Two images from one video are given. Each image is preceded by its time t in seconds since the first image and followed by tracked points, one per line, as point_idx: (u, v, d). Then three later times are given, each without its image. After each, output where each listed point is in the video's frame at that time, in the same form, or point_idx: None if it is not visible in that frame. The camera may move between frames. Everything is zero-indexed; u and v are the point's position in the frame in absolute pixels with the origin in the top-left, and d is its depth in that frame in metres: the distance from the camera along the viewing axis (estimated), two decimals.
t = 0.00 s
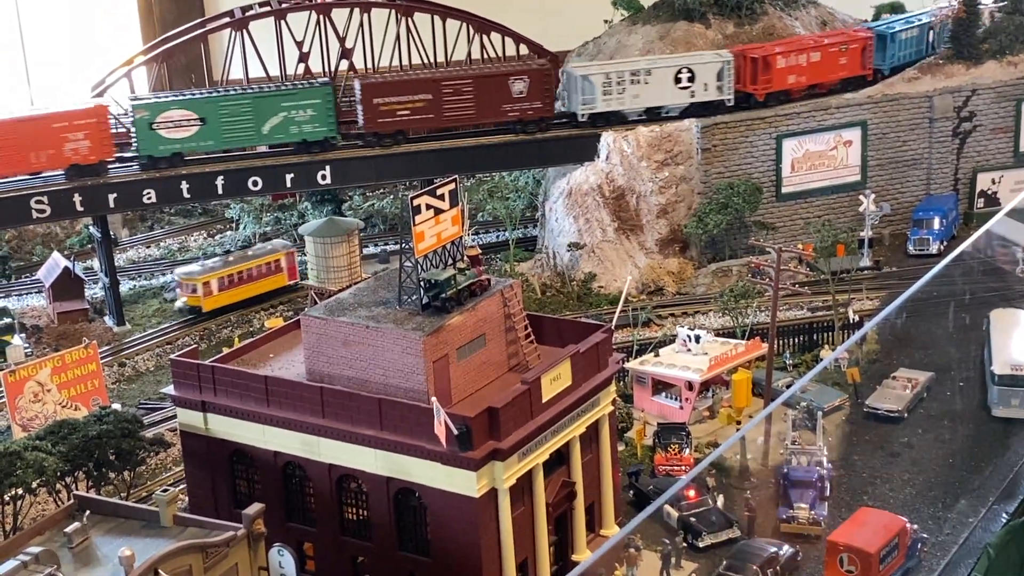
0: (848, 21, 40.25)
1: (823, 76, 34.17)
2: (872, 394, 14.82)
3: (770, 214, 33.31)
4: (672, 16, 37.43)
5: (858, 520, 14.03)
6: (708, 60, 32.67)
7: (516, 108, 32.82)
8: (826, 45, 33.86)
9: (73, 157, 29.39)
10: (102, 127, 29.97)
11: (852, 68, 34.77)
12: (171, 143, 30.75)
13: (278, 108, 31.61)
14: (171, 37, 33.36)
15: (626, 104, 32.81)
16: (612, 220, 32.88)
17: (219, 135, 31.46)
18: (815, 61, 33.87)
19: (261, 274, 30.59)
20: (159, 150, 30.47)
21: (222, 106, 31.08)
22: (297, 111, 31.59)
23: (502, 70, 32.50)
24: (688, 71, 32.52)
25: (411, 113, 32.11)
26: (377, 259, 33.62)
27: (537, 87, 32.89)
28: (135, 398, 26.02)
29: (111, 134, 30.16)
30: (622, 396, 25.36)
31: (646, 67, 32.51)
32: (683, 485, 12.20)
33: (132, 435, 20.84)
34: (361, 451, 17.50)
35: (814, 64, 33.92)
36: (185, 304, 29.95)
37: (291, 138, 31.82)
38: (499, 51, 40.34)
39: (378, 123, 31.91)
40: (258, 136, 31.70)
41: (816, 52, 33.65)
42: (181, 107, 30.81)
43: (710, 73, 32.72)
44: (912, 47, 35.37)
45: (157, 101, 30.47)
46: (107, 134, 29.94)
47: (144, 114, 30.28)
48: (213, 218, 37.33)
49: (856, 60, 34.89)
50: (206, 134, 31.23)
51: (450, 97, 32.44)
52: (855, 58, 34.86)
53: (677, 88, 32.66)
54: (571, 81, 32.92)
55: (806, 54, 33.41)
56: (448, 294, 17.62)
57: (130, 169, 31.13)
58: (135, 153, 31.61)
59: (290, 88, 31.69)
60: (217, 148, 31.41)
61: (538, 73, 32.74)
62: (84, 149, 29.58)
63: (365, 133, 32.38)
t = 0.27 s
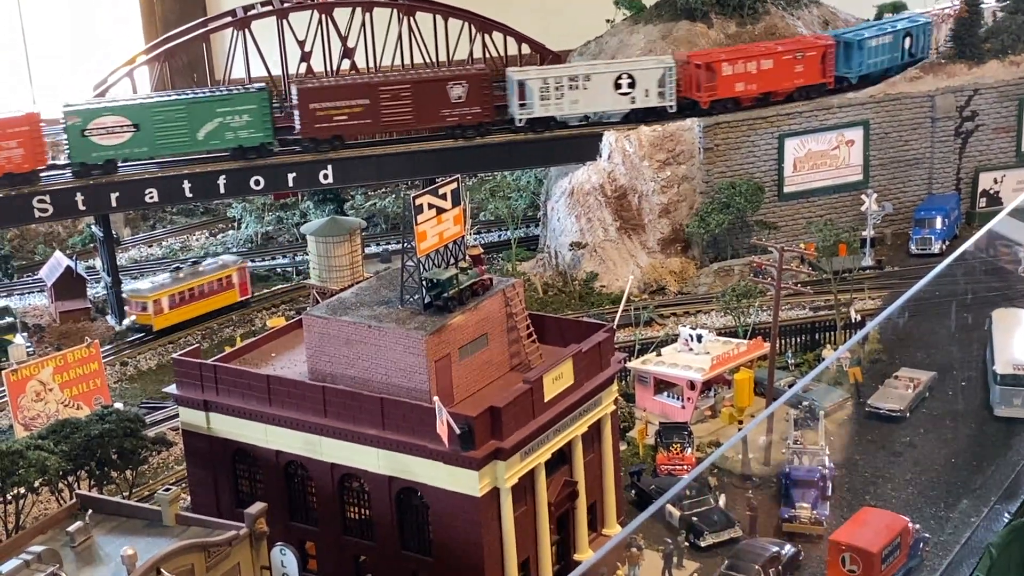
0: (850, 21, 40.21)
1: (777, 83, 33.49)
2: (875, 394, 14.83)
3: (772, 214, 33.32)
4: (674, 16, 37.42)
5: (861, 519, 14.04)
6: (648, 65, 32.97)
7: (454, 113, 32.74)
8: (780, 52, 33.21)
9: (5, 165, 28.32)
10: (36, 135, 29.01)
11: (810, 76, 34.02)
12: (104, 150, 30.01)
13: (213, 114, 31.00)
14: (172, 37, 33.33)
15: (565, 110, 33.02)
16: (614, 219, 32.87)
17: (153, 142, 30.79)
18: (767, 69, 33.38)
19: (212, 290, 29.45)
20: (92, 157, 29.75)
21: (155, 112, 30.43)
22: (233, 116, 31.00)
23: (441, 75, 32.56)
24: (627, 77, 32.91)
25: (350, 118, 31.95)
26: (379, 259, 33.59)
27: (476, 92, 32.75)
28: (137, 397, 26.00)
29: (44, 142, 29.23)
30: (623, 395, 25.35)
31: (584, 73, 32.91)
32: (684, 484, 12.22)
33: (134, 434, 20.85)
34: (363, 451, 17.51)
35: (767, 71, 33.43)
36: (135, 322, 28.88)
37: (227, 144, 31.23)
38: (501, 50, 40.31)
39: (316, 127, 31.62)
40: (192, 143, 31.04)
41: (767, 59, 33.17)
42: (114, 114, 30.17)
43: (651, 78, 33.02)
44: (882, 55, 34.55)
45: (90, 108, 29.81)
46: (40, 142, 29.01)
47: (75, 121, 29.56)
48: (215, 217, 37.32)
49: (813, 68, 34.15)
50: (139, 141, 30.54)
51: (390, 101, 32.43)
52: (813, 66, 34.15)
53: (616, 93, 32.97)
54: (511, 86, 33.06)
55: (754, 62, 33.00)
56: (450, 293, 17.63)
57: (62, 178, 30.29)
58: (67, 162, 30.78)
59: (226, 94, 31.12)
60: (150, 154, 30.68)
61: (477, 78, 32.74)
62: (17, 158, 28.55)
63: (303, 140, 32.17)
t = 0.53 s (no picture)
0: (852, 20, 40.22)
1: (720, 91, 33.27)
2: (877, 393, 14.79)
3: (774, 214, 33.33)
4: (676, 15, 37.43)
5: (864, 518, 13.96)
6: (587, 70, 33.16)
7: (392, 118, 32.78)
8: (726, 60, 32.84)
9: None
10: None
11: (759, 84, 33.54)
12: (35, 158, 29.77)
13: (146, 121, 30.83)
14: (175, 36, 33.33)
15: (502, 115, 33.06)
16: (616, 219, 32.74)
17: (84, 150, 30.62)
18: (710, 76, 33.11)
19: (158, 309, 28.44)
20: (22, 165, 29.49)
21: (85, 119, 30.25)
22: (165, 123, 30.76)
23: (377, 80, 32.65)
24: (564, 82, 33.08)
25: (285, 123, 31.90)
26: (381, 258, 33.58)
27: (413, 97, 32.88)
28: (140, 396, 26.00)
29: None
30: (626, 395, 25.45)
31: (521, 78, 32.98)
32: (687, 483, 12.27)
33: (138, 433, 20.86)
34: (366, 450, 17.52)
35: (710, 78, 33.18)
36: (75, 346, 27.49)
37: (160, 151, 31.03)
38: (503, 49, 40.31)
39: (251, 134, 31.67)
40: (126, 150, 30.87)
41: (711, 66, 32.89)
42: (44, 122, 29.94)
43: (588, 83, 33.24)
44: (844, 63, 33.77)
45: (19, 116, 29.54)
46: None
47: (4, 129, 29.27)
48: (217, 217, 37.33)
49: (761, 76, 33.64)
50: (70, 148, 30.36)
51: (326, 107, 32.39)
52: (762, 73, 33.68)
53: (554, 98, 33.09)
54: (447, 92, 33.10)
55: (696, 69, 32.79)
56: (453, 292, 17.62)
57: None
58: None
59: (159, 101, 30.95)
60: (82, 162, 30.53)
61: (414, 83, 32.81)
62: None
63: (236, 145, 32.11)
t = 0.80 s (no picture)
0: (855, 19, 40.18)
1: (660, 97, 32.90)
2: (880, 392, 14.99)
3: (776, 212, 33.31)
4: (679, 13, 37.42)
5: (867, 517, 13.95)
6: (525, 74, 32.62)
7: (327, 122, 31.86)
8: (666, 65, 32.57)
9: None
10: None
11: (703, 90, 33.02)
12: None
13: (77, 125, 29.71)
14: (178, 34, 33.33)
15: (439, 119, 32.66)
16: (620, 218, 32.80)
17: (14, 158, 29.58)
18: (649, 81, 32.90)
19: (102, 329, 27.23)
20: None
21: (13, 124, 29.23)
22: (97, 127, 29.65)
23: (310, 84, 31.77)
24: (502, 85, 32.58)
25: (217, 129, 31.07)
26: (383, 256, 33.55)
27: (349, 101, 32.02)
28: (143, 394, 25.98)
29: None
30: (629, 393, 25.39)
31: (458, 82, 32.54)
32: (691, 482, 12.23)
33: (141, 431, 20.89)
34: (369, 448, 17.53)
35: (649, 83, 32.96)
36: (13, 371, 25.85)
37: (91, 157, 29.85)
38: (505, 47, 40.28)
39: (183, 139, 30.74)
40: (56, 156, 29.78)
41: (649, 71, 32.62)
42: None
43: (526, 87, 32.70)
44: (797, 71, 33.13)
45: None
46: None
47: None
48: (220, 215, 37.32)
49: (705, 82, 32.99)
50: None
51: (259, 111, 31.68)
52: (706, 79, 33.08)
53: (491, 102, 32.56)
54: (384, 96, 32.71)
55: (634, 74, 32.58)
56: (456, 291, 17.63)
57: None
58: None
59: (91, 105, 29.88)
60: (12, 170, 29.49)
61: (350, 87, 32.07)
62: None
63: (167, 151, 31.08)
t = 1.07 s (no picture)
0: (856, 18, 40.15)
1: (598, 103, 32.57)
2: (881, 391, 15.09)
3: (778, 212, 33.30)
4: (680, 13, 37.41)
5: (868, 516, 13.92)
6: (457, 79, 31.85)
7: (257, 129, 31.62)
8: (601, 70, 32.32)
9: None
10: None
11: (639, 97, 32.77)
12: None
13: (4, 134, 28.78)
14: (179, 33, 33.31)
15: (372, 125, 31.75)
16: (621, 217, 32.82)
17: None
18: (585, 86, 32.61)
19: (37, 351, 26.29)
20: None
21: None
22: (26, 135, 28.82)
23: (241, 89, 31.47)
24: (435, 91, 31.73)
25: (147, 134, 30.51)
26: (384, 256, 33.52)
27: (280, 106, 31.67)
28: (144, 393, 25.95)
29: None
30: (630, 392, 25.31)
31: (390, 87, 31.67)
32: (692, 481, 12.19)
33: (142, 430, 20.89)
34: (370, 447, 17.53)
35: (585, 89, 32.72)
36: None
37: (18, 166, 28.90)
38: (507, 46, 40.25)
39: (110, 145, 29.99)
40: None
41: (584, 76, 32.34)
42: None
43: (460, 92, 31.95)
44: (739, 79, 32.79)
45: None
46: None
47: None
48: (221, 215, 37.30)
49: (641, 88, 32.92)
50: None
51: (189, 117, 31.09)
52: (643, 86, 32.92)
53: (424, 107, 31.81)
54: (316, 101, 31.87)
55: (568, 79, 32.31)
56: (457, 290, 17.63)
57: None
58: None
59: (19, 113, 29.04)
60: None
61: (283, 92, 31.63)
62: None
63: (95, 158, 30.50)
